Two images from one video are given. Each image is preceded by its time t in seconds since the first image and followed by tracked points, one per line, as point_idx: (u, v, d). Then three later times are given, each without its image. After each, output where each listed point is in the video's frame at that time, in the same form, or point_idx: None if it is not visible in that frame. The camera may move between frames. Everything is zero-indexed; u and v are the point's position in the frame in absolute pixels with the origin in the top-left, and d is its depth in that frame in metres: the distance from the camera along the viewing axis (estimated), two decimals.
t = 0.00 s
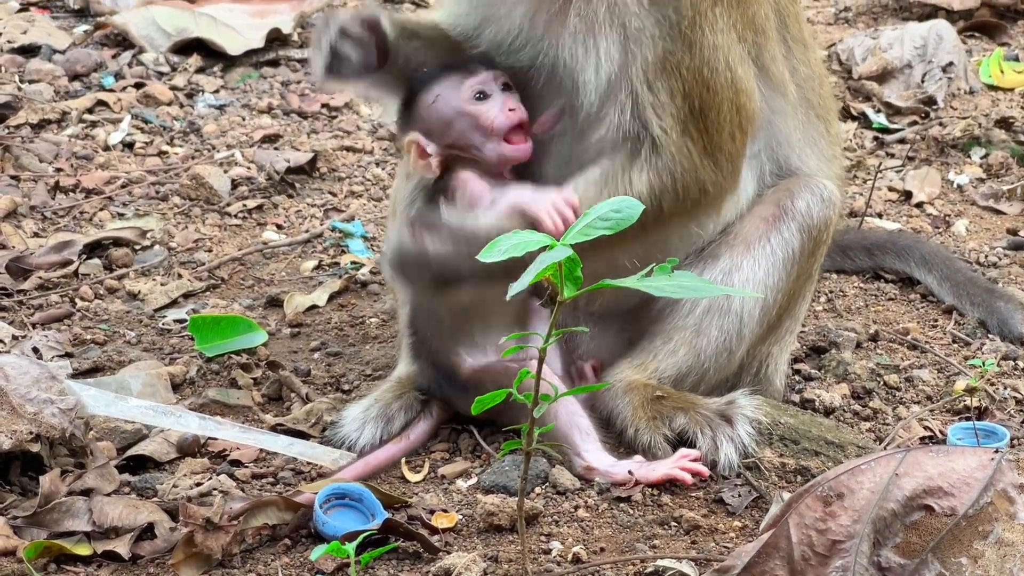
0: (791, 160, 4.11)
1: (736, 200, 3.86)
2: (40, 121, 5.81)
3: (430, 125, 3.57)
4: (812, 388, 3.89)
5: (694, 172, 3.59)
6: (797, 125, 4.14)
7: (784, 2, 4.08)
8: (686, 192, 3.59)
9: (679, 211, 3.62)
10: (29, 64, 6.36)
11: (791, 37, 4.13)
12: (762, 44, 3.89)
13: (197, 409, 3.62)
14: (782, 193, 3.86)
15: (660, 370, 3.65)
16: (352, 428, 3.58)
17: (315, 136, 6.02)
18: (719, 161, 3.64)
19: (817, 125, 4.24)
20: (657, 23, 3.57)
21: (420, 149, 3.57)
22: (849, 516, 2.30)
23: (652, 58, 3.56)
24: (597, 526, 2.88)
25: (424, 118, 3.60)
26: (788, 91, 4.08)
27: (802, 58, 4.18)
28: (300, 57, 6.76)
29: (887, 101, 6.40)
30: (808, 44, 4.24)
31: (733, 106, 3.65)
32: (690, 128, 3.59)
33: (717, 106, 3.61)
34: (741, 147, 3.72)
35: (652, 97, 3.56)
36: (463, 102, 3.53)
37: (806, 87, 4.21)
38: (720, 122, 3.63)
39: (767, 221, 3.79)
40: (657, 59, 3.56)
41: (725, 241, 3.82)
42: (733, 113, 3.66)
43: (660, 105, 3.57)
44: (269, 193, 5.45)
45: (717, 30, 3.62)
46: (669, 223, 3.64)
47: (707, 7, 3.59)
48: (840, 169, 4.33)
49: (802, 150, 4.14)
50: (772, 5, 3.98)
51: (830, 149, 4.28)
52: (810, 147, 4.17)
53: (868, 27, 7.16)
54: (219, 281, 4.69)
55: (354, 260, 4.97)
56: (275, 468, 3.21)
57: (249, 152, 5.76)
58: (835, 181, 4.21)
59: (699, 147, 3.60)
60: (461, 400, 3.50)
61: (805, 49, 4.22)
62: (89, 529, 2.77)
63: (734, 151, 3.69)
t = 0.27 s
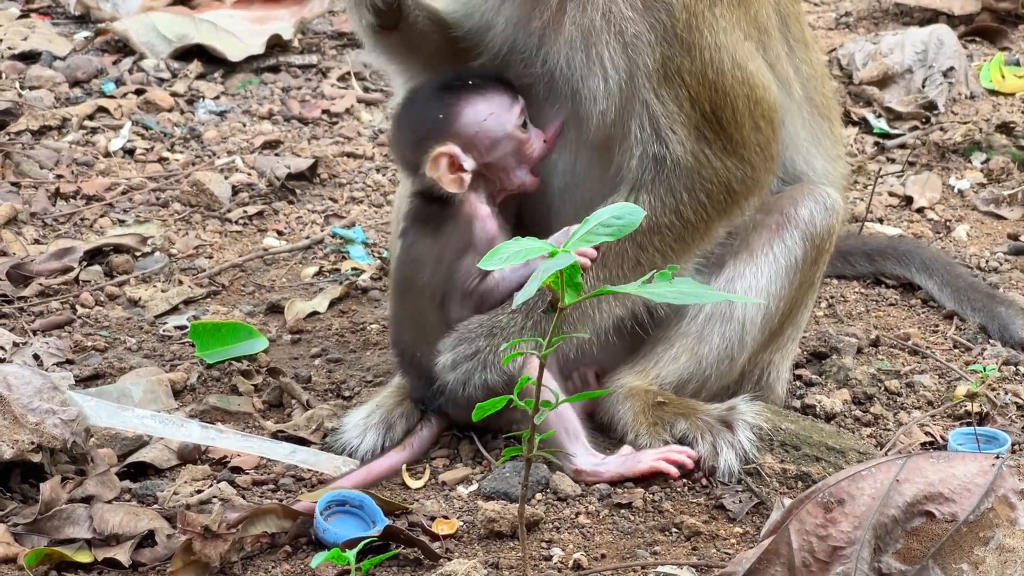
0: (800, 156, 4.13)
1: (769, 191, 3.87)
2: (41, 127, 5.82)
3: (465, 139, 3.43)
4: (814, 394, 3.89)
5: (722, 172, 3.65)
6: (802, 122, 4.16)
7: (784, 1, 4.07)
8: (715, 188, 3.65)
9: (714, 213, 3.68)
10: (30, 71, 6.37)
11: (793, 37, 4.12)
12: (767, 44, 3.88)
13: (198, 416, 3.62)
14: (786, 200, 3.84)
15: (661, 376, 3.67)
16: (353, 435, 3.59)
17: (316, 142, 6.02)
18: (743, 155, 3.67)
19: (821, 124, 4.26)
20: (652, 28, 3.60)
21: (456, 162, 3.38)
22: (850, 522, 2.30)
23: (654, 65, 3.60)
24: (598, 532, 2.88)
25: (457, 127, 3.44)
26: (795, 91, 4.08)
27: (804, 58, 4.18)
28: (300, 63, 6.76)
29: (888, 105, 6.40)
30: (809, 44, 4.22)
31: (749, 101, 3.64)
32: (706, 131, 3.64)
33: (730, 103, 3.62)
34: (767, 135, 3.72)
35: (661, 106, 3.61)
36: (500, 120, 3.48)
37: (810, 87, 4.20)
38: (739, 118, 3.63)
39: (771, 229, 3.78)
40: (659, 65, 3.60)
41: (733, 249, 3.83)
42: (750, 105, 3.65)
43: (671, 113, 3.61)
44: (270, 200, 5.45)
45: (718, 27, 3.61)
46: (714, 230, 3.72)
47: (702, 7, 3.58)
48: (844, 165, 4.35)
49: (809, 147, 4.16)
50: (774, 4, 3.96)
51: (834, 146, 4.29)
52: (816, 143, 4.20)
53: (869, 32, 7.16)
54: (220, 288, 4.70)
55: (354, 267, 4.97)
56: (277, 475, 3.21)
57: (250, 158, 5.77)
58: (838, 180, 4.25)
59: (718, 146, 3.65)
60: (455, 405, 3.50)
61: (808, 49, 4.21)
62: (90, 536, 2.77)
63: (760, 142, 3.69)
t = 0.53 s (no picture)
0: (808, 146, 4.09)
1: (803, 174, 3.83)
2: (43, 135, 5.83)
3: (499, 136, 3.55)
4: (815, 400, 3.90)
5: (758, 157, 3.63)
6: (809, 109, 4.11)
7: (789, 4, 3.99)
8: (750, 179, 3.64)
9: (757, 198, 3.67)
10: (32, 78, 6.39)
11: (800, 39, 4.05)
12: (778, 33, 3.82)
13: (201, 423, 3.62)
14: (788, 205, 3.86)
15: (662, 383, 3.69)
16: (351, 441, 3.59)
17: (318, 148, 6.03)
18: (777, 139, 3.65)
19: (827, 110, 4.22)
20: (659, 35, 3.56)
21: (502, 157, 3.49)
22: (852, 528, 2.31)
23: (669, 69, 3.56)
24: (600, 539, 2.88)
25: (488, 127, 3.56)
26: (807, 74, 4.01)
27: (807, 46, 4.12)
28: (302, 69, 6.78)
29: (889, 111, 6.41)
30: (813, 47, 4.17)
31: (771, 90, 3.61)
32: (735, 124, 3.60)
33: (753, 94, 3.59)
34: (797, 118, 3.69)
35: (685, 109, 3.56)
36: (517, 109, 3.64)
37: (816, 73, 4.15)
38: (766, 106, 3.61)
39: (772, 237, 3.81)
40: (674, 69, 3.56)
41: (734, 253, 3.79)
42: (774, 92, 3.62)
43: (695, 114, 3.56)
44: (272, 207, 5.47)
45: (728, 20, 3.57)
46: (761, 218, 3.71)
47: (707, 6, 3.54)
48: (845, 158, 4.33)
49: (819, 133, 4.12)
50: None
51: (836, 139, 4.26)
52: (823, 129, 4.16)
53: (870, 37, 7.17)
54: (222, 295, 4.71)
55: (356, 273, 4.98)
56: (279, 482, 3.22)
57: (251, 165, 5.78)
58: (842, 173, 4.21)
59: (750, 138, 3.62)
60: (456, 406, 3.46)
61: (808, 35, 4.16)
62: (91, 544, 2.77)
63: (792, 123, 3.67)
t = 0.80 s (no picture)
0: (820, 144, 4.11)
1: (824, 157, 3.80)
2: (46, 144, 5.85)
3: (514, 155, 3.70)
4: (818, 409, 3.90)
5: (784, 146, 3.60)
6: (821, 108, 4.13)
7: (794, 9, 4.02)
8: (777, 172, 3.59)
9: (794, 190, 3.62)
10: (35, 87, 6.41)
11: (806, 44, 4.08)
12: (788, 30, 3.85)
13: (203, 432, 3.63)
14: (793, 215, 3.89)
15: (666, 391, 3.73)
16: (356, 450, 3.61)
17: (320, 157, 6.05)
18: (801, 128, 3.63)
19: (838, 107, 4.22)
20: (676, 37, 3.57)
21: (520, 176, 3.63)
22: (854, 538, 2.33)
23: (687, 69, 3.56)
24: (603, 547, 2.88)
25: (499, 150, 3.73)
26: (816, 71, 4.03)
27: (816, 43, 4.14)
28: (305, 77, 6.79)
29: (891, 119, 6.41)
30: (819, 53, 4.20)
31: (790, 84, 3.61)
32: (756, 117, 3.58)
33: (774, 86, 3.58)
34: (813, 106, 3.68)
35: (706, 107, 3.56)
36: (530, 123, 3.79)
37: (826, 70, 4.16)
38: (784, 100, 3.60)
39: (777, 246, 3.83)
40: (691, 69, 3.56)
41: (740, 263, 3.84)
42: (793, 85, 3.62)
43: (717, 111, 3.56)
44: (274, 215, 5.48)
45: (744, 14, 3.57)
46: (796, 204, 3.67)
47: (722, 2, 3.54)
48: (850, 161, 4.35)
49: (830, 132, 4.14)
50: None
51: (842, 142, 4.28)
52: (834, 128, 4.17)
53: (872, 45, 7.18)
54: (224, 303, 4.71)
55: (359, 282, 4.99)
56: (282, 491, 3.22)
57: (254, 174, 5.79)
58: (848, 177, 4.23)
59: (774, 130, 3.60)
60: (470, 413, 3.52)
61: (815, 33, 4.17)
62: (95, 553, 2.78)
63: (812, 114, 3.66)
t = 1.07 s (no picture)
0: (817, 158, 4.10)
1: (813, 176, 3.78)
2: (50, 149, 5.85)
3: (552, 154, 3.73)
4: (823, 413, 3.90)
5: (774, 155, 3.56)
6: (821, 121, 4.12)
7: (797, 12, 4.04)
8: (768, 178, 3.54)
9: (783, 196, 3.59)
10: (39, 92, 6.41)
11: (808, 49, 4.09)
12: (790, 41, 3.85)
13: (208, 437, 3.63)
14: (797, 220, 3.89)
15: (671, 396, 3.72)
16: (364, 455, 3.60)
17: (324, 161, 6.05)
18: (794, 137, 3.61)
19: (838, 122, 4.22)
20: (677, 36, 3.55)
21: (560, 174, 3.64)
22: (860, 542, 2.34)
23: (685, 68, 3.55)
24: (607, 552, 2.88)
25: (537, 147, 3.76)
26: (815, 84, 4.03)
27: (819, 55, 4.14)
28: (308, 82, 6.80)
29: (896, 123, 6.41)
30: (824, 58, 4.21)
31: (786, 92, 3.59)
32: (751, 122, 3.56)
33: (770, 91, 3.57)
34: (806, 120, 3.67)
35: (700, 108, 3.54)
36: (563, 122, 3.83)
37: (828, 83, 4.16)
38: (780, 106, 3.58)
39: (783, 249, 3.83)
40: (690, 68, 3.54)
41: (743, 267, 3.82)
42: (789, 93, 3.61)
43: (712, 113, 3.53)
44: (278, 220, 5.48)
45: (745, 18, 3.57)
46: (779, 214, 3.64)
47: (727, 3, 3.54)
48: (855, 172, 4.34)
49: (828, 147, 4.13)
50: None
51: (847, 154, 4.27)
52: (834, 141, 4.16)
53: (877, 49, 7.18)
54: (229, 308, 4.72)
55: (364, 287, 4.99)
56: (287, 496, 3.24)
57: (258, 179, 5.80)
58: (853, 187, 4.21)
59: (768, 136, 3.57)
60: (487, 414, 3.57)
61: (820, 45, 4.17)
62: (100, 559, 2.79)
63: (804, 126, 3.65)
